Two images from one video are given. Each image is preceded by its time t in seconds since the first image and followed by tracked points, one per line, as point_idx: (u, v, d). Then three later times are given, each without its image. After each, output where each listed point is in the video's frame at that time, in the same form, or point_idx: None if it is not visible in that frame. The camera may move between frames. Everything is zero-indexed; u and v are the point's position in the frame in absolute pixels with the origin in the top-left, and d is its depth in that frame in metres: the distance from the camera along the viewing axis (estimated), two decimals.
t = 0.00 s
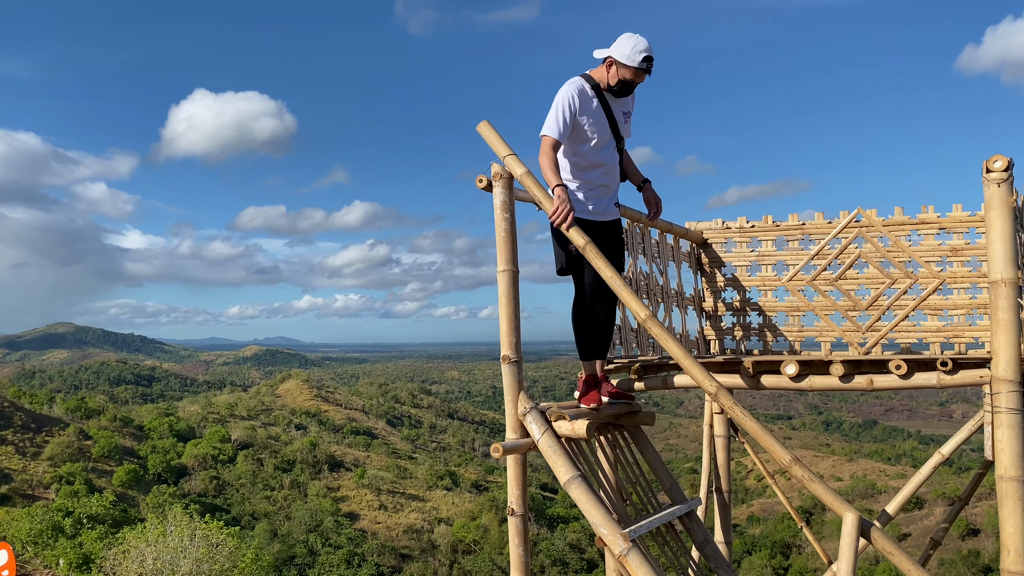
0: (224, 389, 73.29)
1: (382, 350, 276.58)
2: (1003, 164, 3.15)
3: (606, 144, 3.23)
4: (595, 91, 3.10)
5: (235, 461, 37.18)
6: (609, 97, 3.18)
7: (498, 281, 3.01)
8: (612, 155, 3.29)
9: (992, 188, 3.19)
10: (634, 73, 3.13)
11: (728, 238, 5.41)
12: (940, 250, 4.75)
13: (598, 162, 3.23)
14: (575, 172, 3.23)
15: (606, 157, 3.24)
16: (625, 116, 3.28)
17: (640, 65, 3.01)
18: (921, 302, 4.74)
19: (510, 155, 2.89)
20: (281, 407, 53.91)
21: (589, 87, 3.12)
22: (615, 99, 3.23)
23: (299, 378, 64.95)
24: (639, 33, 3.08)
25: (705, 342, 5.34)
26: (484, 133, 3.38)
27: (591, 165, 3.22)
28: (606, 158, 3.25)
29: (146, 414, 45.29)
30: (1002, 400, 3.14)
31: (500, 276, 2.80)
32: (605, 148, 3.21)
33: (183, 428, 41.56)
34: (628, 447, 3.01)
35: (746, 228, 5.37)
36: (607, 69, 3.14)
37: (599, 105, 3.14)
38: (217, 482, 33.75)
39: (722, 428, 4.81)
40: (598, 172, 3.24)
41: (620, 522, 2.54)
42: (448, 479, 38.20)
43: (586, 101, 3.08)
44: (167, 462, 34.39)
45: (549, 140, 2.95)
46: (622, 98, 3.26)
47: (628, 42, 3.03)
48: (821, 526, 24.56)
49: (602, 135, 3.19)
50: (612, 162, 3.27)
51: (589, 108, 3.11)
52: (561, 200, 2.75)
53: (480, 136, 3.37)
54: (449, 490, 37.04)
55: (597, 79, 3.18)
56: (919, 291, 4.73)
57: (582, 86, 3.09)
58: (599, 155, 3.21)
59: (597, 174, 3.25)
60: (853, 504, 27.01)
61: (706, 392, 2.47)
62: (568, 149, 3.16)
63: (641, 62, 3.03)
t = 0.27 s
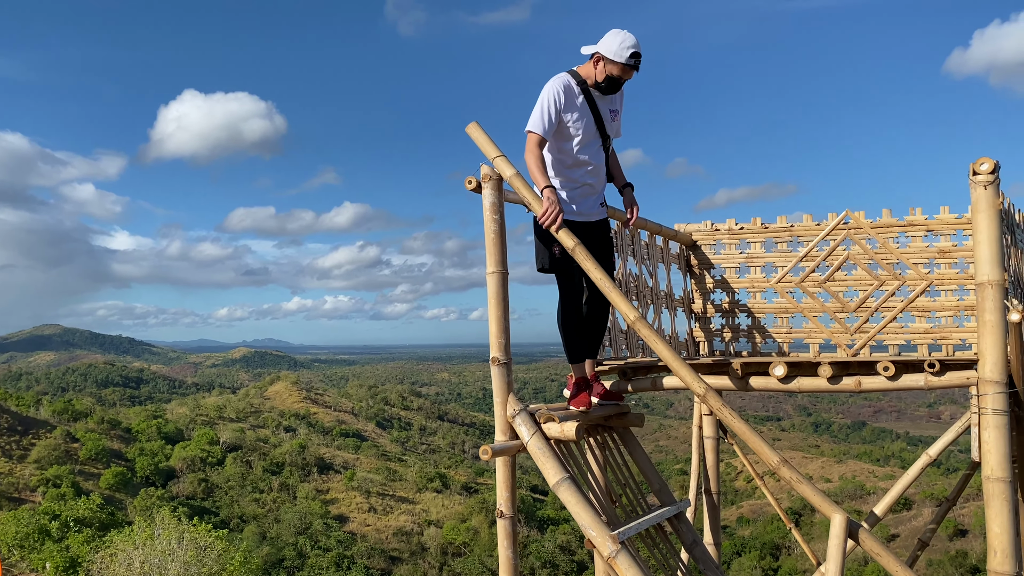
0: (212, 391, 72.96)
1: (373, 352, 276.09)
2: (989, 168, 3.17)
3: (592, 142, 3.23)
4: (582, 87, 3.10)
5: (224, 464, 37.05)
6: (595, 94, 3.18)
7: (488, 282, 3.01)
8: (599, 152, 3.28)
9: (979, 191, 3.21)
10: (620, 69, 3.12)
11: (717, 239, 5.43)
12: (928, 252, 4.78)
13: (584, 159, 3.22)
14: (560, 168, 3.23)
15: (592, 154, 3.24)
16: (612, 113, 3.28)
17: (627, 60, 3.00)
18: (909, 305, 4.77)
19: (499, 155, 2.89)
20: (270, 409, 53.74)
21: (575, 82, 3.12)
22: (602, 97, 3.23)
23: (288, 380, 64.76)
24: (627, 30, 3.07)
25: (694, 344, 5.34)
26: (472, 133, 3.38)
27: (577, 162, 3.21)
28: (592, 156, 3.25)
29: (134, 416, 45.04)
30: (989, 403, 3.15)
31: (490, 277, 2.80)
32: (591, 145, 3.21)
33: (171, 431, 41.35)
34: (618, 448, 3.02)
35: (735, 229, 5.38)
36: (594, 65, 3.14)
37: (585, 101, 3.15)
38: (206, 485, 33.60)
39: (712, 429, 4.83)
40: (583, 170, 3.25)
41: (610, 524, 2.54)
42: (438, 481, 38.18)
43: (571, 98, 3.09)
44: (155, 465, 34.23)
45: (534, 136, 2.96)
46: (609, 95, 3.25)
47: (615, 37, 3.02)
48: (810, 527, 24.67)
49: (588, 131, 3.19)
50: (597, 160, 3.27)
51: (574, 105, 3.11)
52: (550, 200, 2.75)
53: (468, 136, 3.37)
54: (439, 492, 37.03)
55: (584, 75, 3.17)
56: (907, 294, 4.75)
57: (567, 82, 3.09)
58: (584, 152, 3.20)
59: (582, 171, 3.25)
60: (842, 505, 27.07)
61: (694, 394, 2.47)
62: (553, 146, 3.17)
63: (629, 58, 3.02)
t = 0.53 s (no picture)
0: (201, 393, 72.69)
1: (363, 354, 275.46)
2: (976, 170, 3.18)
3: (585, 147, 3.24)
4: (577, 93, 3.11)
5: (213, 466, 36.92)
6: (589, 99, 3.19)
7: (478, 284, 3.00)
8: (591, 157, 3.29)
9: (965, 194, 3.23)
10: (615, 76, 3.12)
11: (706, 241, 5.45)
12: (916, 254, 4.80)
13: (577, 165, 3.23)
14: (554, 172, 3.23)
15: (585, 160, 3.24)
16: (603, 119, 3.29)
17: (621, 68, 3.00)
18: (897, 306, 4.79)
19: (490, 157, 2.90)
20: (259, 411, 53.59)
21: (570, 88, 3.13)
22: (595, 103, 3.24)
23: (278, 381, 64.61)
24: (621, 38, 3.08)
25: (683, 345, 5.35)
26: (463, 134, 3.38)
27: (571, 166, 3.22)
28: (585, 160, 3.25)
29: (122, 418, 44.84)
30: (975, 404, 3.16)
31: (479, 279, 2.81)
32: (583, 151, 3.22)
33: (160, 433, 41.17)
34: (607, 449, 3.02)
35: (724, 231, 5.41)
36: (588, 71, 3.15)
37: (579, 106, 3.16)
38: (195, 487, 33.49)
39: (701, 431, 4.84)
40: (576, 175, 3.25)
41: (598, 525, 2.54)
42: (428, 483, 38.16)
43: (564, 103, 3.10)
44: (143, 467, 34.09)
45: (529, 139, 2.97)
46: (601, 102, 3.26)
47: (609, 45, 3.02)
48: (799, 527, 24.78)
49: (581, 135, 3.19)
50: (590, 165, 3.27)
51: (567, 110, 3.13)
52: (541, 201, 2.76)
53: (459, 138, 3.37)
54: (429, 494, 37.02)
55: (577, 81, 3.18)
56: (895, 295, 4.77)
57: (561, 86, 3.10)
58: (577, 158, 3.20)
59: (575, 175, 3.25)
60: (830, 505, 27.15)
61: (683, 395, 2.48)
62: (546, 148, 3.18)
63: (622, 65, 3.02)
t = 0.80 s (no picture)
0: (190, 394, 72.40)
1: (355, 354, 275.21)
2: (964, 171, 3.20)
3: (579, 159, 3.25)
4: (574, 104, 3.12)
5: (202, 467, 36.80)
6: (585, 112, 3.20)
7: (468, 285, 3.00)
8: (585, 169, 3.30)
9: (954, 195, 3.25)
10: (611, 90, 3.15)
11: (696, 242, 5.46)
12: (905, 255, 4.82)
13: (571, 176, 3.24)
14: (549, 182, 3.23)
15: (580, 172, 3.25)
16: (597, 132, 3.32)
17: (619, 83, 3.03)
18: (886, 306, 4.81)
19: (481, 159, 2.90)
20: (249, 412, 53.45)
21: (566, 99, 3.14)
22: (590, 116, 3.26)
23: (268, 382, 64.43)
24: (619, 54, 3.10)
25: (674, 346, 5.35)
26: (454, 136, 3.38)
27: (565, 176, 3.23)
28: (579, 170, 3.25)
29: (111, 419, 44.61)
30: (963, 404, 3.19)
31: (469, 280, 2.80)
32: (579, 163, 3.23)
33: (149, 434, 40.99)
34: (597, 450, 3.02)
35: (714, 233, 5.42)
36: (585, 84, 3.16)
37: (576, 118, 3.17)
38: (184, 488, 33.41)
39: (691, 431, 4.85)
40: (570, 186, 3.26)
41: (589, 526, 2.55)
42: (418, 484, 38.17)
43: (562, 114, 3.10)
44: (132, 469, 33.95)
45: (524, 147, 2.97)
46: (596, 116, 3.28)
47: (608, 59, 3.04)
48: (789, 527, 24.90)
49: (576, 147, 3.20)
50: (584, 177, 3.28)
51: (564, 121, 3.13)
52: (532, 203, 2.77)
53: (450, 138, 3.36)
54: (419, 495, 36.99)
55: (574, 94, 3.19)
56: (884, 296, 4.80)
57: (558, 97, 3.11)
58: (572, 169, 3.21)
59: (569, 187, 3.26)
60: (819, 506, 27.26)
61: (673, 396, 2.48)
62: (541, 158, 3.17)
63: (620, 80, 3.05)
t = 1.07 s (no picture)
0: (181, 395, 72.18)
1: (348, 355, 274.93)
2: (954, 172, 3.21)
3: (574, 173, 3.24)
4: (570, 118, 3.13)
5: (193, 468, 36.68)
6: (580, 127, 3.21)
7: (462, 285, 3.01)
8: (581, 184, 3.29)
9: (944, 195, 3.26)
10: (606, 104, 3.16)
11: (688, 243, 5.47)
12: (896, 255, 4.83)
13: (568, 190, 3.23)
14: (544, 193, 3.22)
15: (576, 186, 3.24)
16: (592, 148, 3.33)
17: (614, 100, 3.04)
18: (876, 307, 4.84)
19: (473, 157, 2.90)
20: (240, 412, 53.35)
21: (561, 112, 3.15)
22: (585, 132, 3.27)
23: (259, 382, 64.26)
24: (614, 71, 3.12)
25: (666, 346, 5.35)
26: (446, 136, 3.37)
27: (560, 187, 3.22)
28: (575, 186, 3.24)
29: (101, 420, 44.41)
30: (953, 404, 3.20)
31: (463, 280, 2.81)
32: (574, 175, 3.21)
33: (139, 434, 40.83)
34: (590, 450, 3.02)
35: (706, 233, 5.44)
36: (580, 99, 3.17)
37: (571, 131, 3.17)
38: (175, 489, 33.30)
39: (683, 431, 4.86)
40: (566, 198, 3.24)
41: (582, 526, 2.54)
42: (410, 484, 38.13)
43: (558, 126, 3.10)
44: (123, 469, 33.82)
45: (514, 147, 2.95)
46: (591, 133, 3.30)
47: (603, 76, 3.07)
48: (780, 527, 24.99)
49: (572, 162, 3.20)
50: (579, 191, 3.27)
51: (559, 133, 3.13)
52: (524, 203, 2.78)
53: (442, 139, 3.35)
54: (411, 495, 36.97)
55: (570, 108, 3.20)
56: (875, 296, 4.82)
57: (554, 110, 3.11)
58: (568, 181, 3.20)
59: (566, 201, 3.24)
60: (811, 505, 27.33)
61: (665, 395, 2.49)
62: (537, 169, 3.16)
63: (615, 96, 3.06)
